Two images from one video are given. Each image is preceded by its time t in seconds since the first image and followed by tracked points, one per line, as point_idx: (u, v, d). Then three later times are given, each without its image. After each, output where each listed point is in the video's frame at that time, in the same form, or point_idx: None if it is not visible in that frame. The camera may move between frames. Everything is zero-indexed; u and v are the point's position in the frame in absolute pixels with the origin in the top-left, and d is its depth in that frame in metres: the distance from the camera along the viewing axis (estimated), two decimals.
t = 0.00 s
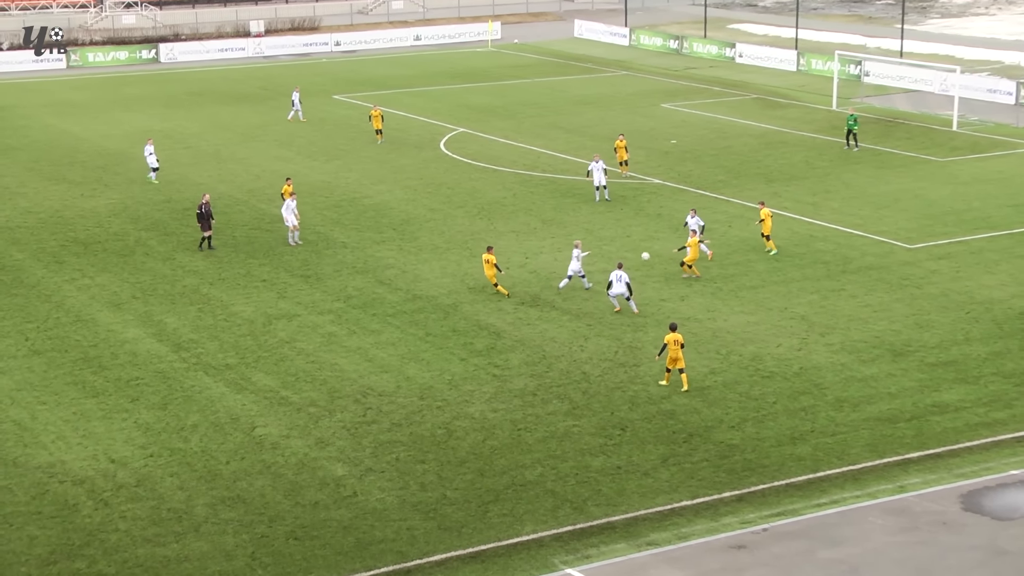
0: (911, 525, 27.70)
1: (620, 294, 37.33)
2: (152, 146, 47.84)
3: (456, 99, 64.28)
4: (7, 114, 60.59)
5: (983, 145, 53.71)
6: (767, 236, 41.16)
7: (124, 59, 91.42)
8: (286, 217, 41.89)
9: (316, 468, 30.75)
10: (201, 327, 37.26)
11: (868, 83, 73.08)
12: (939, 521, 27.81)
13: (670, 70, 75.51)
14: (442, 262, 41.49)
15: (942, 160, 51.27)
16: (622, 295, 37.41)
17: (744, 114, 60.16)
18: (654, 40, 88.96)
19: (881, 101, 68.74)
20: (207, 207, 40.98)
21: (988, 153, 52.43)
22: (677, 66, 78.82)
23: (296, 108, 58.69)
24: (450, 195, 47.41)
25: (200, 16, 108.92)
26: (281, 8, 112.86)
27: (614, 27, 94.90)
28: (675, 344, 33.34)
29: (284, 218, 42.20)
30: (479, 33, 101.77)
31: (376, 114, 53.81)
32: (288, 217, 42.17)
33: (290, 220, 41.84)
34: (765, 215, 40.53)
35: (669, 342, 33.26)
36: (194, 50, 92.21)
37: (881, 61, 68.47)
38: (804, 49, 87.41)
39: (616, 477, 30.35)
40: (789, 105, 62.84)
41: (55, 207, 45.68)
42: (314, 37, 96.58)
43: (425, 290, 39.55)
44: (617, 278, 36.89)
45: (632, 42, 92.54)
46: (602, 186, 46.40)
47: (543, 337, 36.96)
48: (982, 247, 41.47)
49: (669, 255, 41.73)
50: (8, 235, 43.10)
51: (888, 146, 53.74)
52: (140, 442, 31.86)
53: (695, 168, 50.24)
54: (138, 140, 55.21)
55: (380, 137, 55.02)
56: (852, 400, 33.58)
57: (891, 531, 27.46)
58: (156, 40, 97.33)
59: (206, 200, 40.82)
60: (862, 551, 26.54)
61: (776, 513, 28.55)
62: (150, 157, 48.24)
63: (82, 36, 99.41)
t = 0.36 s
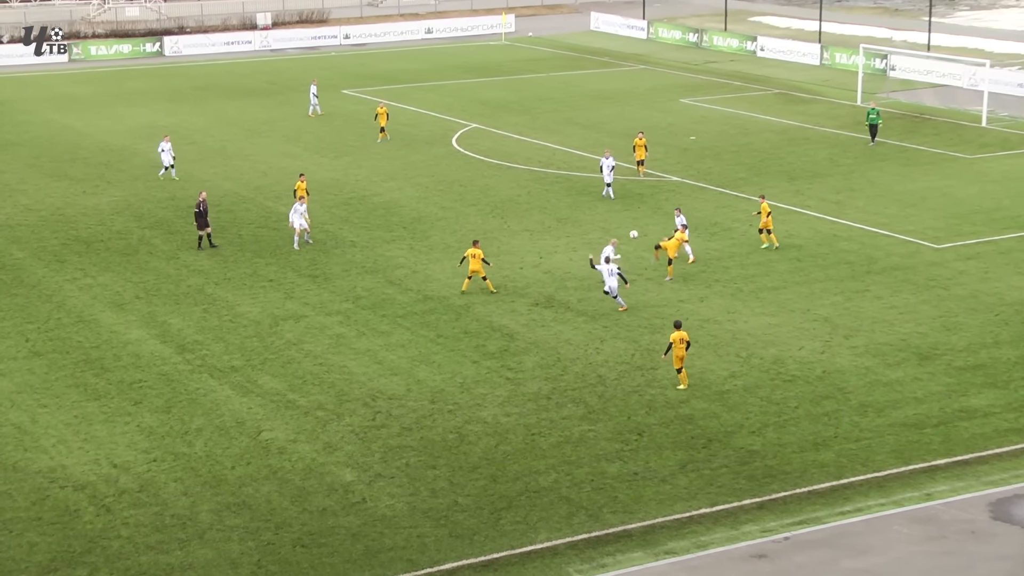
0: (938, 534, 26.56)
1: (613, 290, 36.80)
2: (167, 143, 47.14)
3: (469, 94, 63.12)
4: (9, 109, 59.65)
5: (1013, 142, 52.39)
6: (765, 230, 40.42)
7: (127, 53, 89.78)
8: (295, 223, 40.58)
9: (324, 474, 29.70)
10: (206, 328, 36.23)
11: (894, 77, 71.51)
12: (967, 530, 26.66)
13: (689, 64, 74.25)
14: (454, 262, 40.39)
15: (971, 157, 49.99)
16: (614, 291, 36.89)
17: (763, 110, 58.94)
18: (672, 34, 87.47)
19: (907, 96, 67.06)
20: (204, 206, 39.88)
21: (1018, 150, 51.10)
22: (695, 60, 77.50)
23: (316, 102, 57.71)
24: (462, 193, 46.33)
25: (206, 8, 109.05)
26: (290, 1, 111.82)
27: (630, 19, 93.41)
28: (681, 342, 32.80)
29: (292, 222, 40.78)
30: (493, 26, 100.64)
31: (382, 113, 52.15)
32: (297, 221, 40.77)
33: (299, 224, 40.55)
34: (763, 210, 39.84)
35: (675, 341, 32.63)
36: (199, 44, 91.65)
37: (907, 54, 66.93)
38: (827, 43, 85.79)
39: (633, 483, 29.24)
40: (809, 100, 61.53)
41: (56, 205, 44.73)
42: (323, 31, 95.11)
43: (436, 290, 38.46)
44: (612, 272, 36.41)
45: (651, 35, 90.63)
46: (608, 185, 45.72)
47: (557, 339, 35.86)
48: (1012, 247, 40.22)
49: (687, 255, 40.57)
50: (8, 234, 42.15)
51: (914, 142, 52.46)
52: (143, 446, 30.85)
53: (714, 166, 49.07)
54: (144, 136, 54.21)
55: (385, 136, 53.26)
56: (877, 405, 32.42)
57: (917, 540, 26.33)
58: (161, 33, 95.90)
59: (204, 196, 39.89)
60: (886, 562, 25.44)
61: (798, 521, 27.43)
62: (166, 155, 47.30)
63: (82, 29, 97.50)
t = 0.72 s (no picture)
0: (961, 543, 25.51)
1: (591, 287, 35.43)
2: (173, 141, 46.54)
3: (478, 89, 62.00)
4: (7, 104, 58.64)
5: None
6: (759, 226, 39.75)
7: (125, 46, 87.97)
8: (301, 218, 39.52)
9: (328, 479, 28.70)
10: (207, 329, 35.24)
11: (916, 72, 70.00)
12: (991, 538, 25.62)
13: (703, 58, 73.00)
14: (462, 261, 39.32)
15: (995, 154, 48.77)
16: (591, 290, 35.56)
17: (777, 106, 57.76)
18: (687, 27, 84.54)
19: (929, 90, 65.55)
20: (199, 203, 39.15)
21: None
22: (709, 54, 76.22)
23: (329, 96, 56.66)
24: (470, 190, 45.27)
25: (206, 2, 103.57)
26: None
27: (644, 11, 91.60)
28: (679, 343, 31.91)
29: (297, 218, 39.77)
30: (502, 19, 99.15)
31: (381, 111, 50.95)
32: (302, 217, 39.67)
33: (305, 220, 39.46)
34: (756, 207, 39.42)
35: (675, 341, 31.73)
36: (199, 37, 89.04)
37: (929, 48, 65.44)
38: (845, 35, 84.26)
39: (646, 489, 28.21)
40: (824, 96, 60.31)
41: (52, 203, 43.77)
42: (327, 23, 93.56)
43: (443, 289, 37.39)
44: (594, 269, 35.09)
45: (665, 28, 86.85)
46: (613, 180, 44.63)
47: (568, 341, 34.80)
48: None
49: (701, 255, 39.47)
50: (4, 232, 41.19)
51: (936, 138, 51.26)
52: (142, 450, 29.88)
53: (730, 163, 47.93)
54: (145, 132, 53.20)
55: (385, 133, 52.11)
56: (898, 409, 31.33)
57: (939, 549, 25.29)
58: (162, 25, 94.39)
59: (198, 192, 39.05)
60: (907, 571, 24.40)
61: (816, 529, 26.39)
62: (168, 152, 46.30)
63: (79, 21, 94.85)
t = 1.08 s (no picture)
0: (980, 552, 24.46)
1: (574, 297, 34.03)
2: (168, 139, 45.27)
3: (482, 85, 60.89)
4: None
5: None
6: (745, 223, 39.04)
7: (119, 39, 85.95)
8: (300, 216, 38.38)
9: (327, 486, 27.69)
10: (202, 331, 34.23)
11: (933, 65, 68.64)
12: (1010, 548, 24.56)
13: (713, 52, 71.84)
14: (465, 260, 38.27)
15: (1015, 150, 47.62)
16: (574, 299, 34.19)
17: (788, 102, 56.63)
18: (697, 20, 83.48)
19: (946, 84, 64.20)
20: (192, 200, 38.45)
21: None
22: (719, 48, 74.99)
23: (339, 91, 55.66)
24: (474, 188, 44.23)
25: None
26: None
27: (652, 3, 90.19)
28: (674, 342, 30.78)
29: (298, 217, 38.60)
30: (507, 12, 97.80)
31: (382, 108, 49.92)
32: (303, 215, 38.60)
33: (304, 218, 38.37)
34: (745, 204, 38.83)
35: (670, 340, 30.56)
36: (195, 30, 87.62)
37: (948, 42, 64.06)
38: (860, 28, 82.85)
39: (654, 496, 27.18)
40: (836, 91, 59.14)
41: (43, 201, 42.80)
42: (327, 16, 91.69)
43: (446, 290, 36.34)
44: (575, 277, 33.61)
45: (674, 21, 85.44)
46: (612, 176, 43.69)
47: (574, 343, 33.77)
48: None
49: (712, 255, 38.40)
50: None
51: (954, 135, 50.13)
52: (136, 456, 28.88)
53: (742, 160, 46.84)
54: (140, 128, 52.21)
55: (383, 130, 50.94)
56: (914, 414, 30.29)
57: (958, 558, 24.23)
58: (158, 19, 93.07)
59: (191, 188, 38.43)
60: None
61: (829, 538, 25.38)
62: (164, 149, 45.04)
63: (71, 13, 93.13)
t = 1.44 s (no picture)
0: (991, 565, 23.52)
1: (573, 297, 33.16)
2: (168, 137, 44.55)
3: (479, 83, 59.89)
4: None
5: None
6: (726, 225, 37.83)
7: (104, 37, 84.30)
8: (290, 215, 37.50)
9: (317, 496, 26.74)
10: (189, 337, 33.26)
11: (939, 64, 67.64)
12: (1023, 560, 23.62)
13: (714, 50, 70.87)
14: (459, 264, 37.29)
15: None
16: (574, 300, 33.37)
17: (790, 101, 55.67)
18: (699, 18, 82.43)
19: (954, 83, 63.12)
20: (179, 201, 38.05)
21: None
22: (721, 45, 73.99)
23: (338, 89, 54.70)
24: (469, 190, 43.24)
25: None
26: None
27: None
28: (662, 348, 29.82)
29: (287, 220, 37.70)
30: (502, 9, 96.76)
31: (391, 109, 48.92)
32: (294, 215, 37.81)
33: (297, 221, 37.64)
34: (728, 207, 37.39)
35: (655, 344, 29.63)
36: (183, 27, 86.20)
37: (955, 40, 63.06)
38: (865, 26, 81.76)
39: (654, 507, 26.23)
40: (839, 90, 58.15)
41: (25, 203, 41.81)
42: (317, 13, 90.84)
43: (441, 295, 35.36)
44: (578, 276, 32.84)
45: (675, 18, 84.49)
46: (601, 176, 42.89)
47: (572, 350, 32.81)
48: None
49: (713, 259, 37.42)
50: None
51: (961, 135, 49.17)
52: (120, 466, 27.91)
53: (744, 161, 45.88)
54: (127, 129, 51.21)
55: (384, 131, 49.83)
56: (921, 422, 29.34)
57: (967, 571, 23.29)
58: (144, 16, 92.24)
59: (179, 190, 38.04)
60: None
61: (835, 550, 24.44)
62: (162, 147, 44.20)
63: (56, 10, 91.76)
